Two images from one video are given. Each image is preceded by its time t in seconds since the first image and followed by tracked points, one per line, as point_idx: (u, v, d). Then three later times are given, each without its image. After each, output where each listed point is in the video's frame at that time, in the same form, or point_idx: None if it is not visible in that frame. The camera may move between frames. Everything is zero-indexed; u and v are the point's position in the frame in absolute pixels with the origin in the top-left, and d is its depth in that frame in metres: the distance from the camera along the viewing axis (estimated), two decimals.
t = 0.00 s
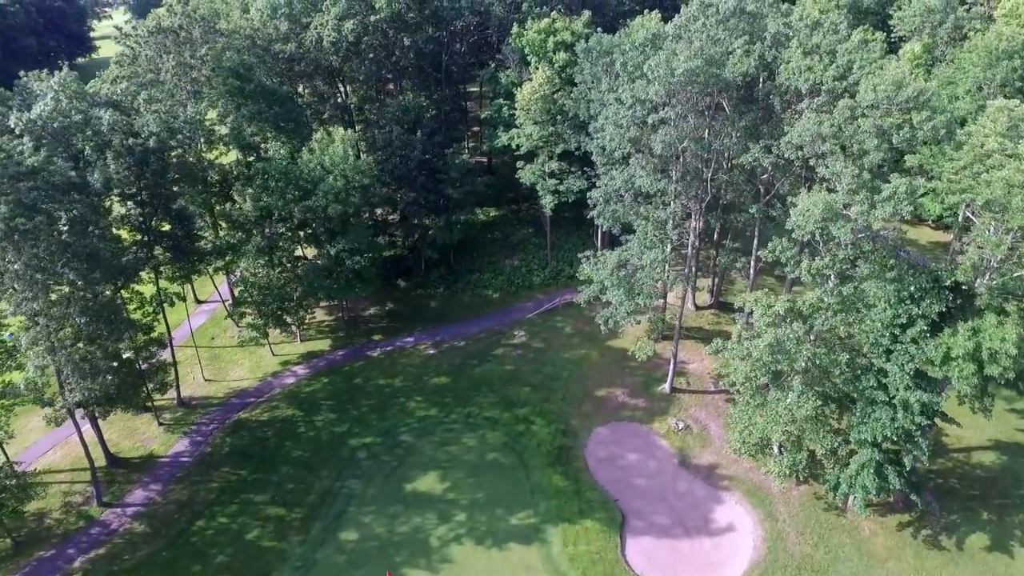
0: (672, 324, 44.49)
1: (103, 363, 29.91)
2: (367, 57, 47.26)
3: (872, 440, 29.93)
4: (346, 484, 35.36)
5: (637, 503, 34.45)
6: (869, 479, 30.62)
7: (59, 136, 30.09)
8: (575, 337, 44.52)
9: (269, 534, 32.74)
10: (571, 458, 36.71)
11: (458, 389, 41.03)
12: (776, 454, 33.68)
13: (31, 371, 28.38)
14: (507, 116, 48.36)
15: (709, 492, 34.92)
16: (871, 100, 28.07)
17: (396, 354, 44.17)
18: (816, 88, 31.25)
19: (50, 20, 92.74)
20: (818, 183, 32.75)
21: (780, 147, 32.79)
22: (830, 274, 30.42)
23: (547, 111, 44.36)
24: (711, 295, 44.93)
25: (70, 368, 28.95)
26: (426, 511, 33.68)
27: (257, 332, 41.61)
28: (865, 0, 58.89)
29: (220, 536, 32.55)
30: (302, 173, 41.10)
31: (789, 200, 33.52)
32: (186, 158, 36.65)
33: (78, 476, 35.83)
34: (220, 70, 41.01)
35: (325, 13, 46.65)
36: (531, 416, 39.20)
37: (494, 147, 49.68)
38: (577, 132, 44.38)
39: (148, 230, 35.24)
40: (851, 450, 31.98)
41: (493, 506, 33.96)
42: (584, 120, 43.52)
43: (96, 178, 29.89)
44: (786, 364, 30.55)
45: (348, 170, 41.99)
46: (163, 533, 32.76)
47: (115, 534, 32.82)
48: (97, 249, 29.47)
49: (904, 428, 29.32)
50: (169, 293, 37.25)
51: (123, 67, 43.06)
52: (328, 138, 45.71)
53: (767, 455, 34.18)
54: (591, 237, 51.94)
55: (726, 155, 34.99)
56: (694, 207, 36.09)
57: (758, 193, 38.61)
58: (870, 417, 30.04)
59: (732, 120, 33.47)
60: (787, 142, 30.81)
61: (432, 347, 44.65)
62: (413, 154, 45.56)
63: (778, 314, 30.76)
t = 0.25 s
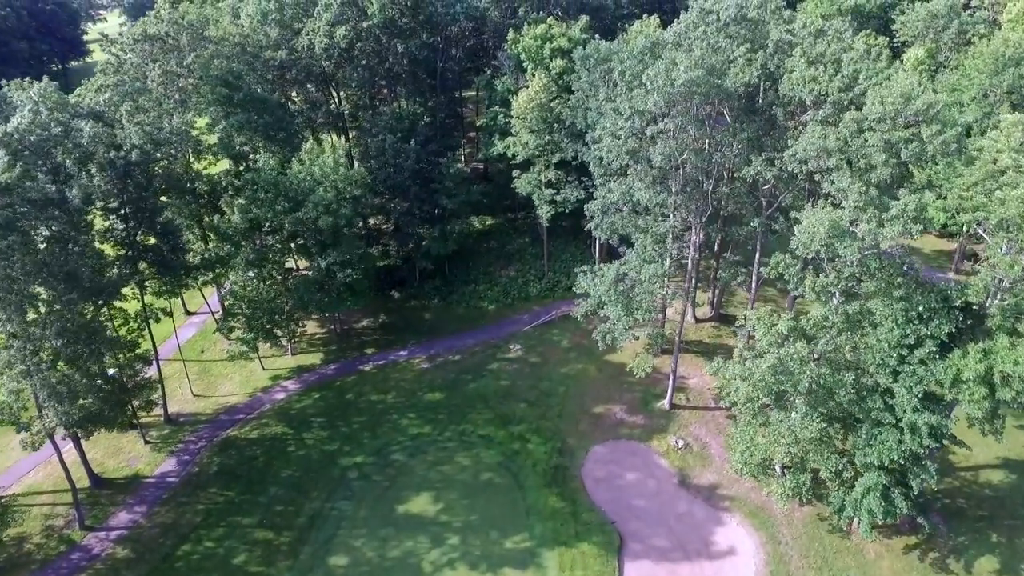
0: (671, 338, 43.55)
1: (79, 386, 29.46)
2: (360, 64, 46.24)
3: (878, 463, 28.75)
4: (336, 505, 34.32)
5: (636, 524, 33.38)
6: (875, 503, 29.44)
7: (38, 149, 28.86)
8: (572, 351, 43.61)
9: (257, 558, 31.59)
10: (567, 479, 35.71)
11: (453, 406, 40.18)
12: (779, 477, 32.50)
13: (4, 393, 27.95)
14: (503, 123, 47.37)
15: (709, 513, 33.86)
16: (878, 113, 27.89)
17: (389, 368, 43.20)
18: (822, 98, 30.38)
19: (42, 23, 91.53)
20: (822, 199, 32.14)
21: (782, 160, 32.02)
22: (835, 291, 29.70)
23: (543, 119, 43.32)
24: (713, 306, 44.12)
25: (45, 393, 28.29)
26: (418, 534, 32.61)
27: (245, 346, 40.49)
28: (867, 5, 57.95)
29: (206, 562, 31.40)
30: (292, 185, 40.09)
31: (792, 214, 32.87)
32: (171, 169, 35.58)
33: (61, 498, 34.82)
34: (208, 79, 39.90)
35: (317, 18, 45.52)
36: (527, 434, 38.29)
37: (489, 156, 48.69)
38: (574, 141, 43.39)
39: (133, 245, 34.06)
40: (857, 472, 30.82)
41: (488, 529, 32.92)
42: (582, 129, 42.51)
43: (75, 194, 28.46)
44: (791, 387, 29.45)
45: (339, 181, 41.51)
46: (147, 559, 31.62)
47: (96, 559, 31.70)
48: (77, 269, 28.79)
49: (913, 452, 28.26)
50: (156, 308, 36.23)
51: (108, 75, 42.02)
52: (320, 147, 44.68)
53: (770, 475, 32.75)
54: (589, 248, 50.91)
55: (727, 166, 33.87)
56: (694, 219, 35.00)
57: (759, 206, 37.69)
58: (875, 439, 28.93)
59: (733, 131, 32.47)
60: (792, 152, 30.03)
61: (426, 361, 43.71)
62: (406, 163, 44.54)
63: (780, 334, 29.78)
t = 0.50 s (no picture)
0: (670, 344, 43.14)
1: (66, 399, 28.81)
2: (355, 67, 45.77)
3: (880, 474, 28.05)
4: (331, 516, 33.81)
5: (634, 534, 32.91)
6: (878, 514, 28.81)
7: (25, 157, 28.59)
8: (570, 357, 43.16)
9: (250, 570, 31.08)
10: (565, 488, 35.24)
11: (449, 414, 39.72)
12: (780, 486, 31.98)
13: None
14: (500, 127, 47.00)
15: (709, 522, 33.39)
16: (881, 119, 27.46)
17: (385, 375, 42.76)
18: (822, 103, 29.97)
19: (38, 24, 90.91)
20: (823, 205, 31.83)
21: (783, 166, 31.62)
22: (836, 299, 29.60)
23: (541, 123, 42.87)
24: (712, 314, 43.81)
25: (33, 404, 27.81)
26: (413, 545, 32.10)
27: (238, 353, 39.96)
28: (866, 6, 57.60)
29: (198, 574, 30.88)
30: (286, 190, 39.61)
31: (793, 221, 32.56)
32: (163, 175, 35.05)
33: (51, 508, 34.35)
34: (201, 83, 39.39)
35: (312, 21, 45.07)
36: (524, 442, 37.83)
37: (487, 160, 48.28)
38: (572, 145, 42.97)
39: (123, 252, 33.66)
40: (858, 482, 30.22)
41: (484, 539, 32.43)
42: (579, 133, 42.07)
43: (63, 201, 28.11)
44: (792, 396, 28.89)
45: (334, 186, 40.99)
46: (138, 570, 31.11)
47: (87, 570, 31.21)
48: (66, 278, 28.51)
49: (916, 462, 27.82)
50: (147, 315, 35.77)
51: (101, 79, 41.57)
52: (315, 152, 44.21)
53: (771, 485, 32.22)
54: (586, 252, 50.55)
55: (726, 171, 33.47)
56: (693, 225, 34.61)
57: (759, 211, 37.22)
58: (877, 449, 28.18)
59: (732, 136, 31.93)
60: (792, 158, 29.57)
61: (422, 367, 43.25)
62: (402, 168, 44.08)
63: (781, 342, 29.36)
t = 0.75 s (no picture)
0: (670, 345, 42.96)
1: (61, 399, 28.80)
2: (354, 66, 45.55)
3: (881, 475, 27.93)
4: (329, 517, 33.61)
5: (634, 535, 32.68)
6: (879, 516, 28.54)
7: (18, 157, 28.27)
8: (569, 358, 42.94)
9: (247, 572, 30.87)
10: (565, 489, 35.02)
11: (448, 415, 39.50)
12: (780, 487, 31.84)
13: None
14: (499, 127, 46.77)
15: (709, 523, 33.17)
16: (883, 118, 27.35)
17: (384, 375, 42.56)
18: (823, 102, 29.81)
19: (36, 24, 90.76)
20: (824, 204, 31.64)
21: (784, 165, 31.42)
22: (837, 300, 29.34)
23: (540, 122, 42.63)
24: (712, 313, 43.63)
25: (28, 405, 27.44)
26: (412, 546, 31.88)
27: (236, 353, 39.74)
28: (867, 5, 57.39)
29: None
30: (284, 190, 39.41)
31: (794, 221, 32.37)
32: (161, 174, 34.83)
33: (47, 509, 34.12)
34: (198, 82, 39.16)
35: (310, 20, 44.84)
36: (524, 443, 37.63)
37: (485, 159, 48.04)
38: (571, 144, 42.76)
39: (120, 251, 33.41)
40: (859, 483, 30.08)
41: (483, 540, 32.23)
42: (579, 133, 41.89)
43: (59, 201, 27.85)
44: (792, 397, 28.70)
45: (332, 186, 40.75)
46: (135, 572, 30.90)
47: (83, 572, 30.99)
48: (60, 278, 28.23)
49: (918, 463, 27.66)
50: (144, 315, 35.56)
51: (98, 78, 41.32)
52: (313, 151, 43.96)
53: (772, 486, 32.06)
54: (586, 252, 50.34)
55: (727, 170, 33.25)
56: (694, 225, 34.38)
57: (760, 211, 37.00)
58: (878, 450, 28.08)
59: (733, 136, 31.69)
60: (793, 157, 29.41)
61: (421, 367, 43.04)
62: (401, 167, 43.88)
63: (782, 343, 29.17)
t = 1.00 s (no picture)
0: (671, 343, 42.92)
1: (64, 394, 29.03)
2: (355, 65, 45.53)
3: (883, 473, 27.90)
4: (329, 514, 33.61)
5: (635, 534, 32.63)
6: (881, 514, 28.44)
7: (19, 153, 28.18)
8: (570, 356, 42.90)
9: (247, 569, 30.88)
10: (565, 487, 35.00)
11: (449, 413, 39.50)
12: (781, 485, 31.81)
13: None
14: (501, 126, 46.77)
15: (710, 522, 33.12)
16: (884, 115, 27.31)
17: (385, 373, 42.55)
18: (825, 100, 29.75)
19: (38, 24, 91.07)
20: (825, 202, 31.59)
21: (785, 163, 31.37)
22: (839, 298, 29.32)
23: (541, 121, 42.58)
24: (713, 312, 43.60)
25: (29, 401, 27.62)
26: (412, 544, 31.87)
27: (238, 351, 39.74)
28: (870, 4, 57.24)
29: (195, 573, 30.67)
30: (285, 187, 39.40)
31: (795, 219, 32.32)
32: (162, 172, 34.91)
33: (48, 506, 34.16)
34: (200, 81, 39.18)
35: (311, 19, 44.83)
36: (524, 441, 37.61)
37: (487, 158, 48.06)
38: (573, 143, 42.70)
39: (122, 249, 33.41)
40: (861, 482, 30.03)
41: (484, 538, 32.21)
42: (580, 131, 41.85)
43: (60, 198, 27.83)
44: (794, 396, 28.63)
45: (334, 184, 40.71)
46: (135, 569, 30.92)
47: (83, 569, 31.01)
48: (62, 275, 28.30)
49: (919, 462, 27.59)
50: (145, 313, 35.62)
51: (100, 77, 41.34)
52: (314, 149, 43.98)
53: (773, 484, 32.03)
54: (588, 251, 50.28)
55: (728, 169, 33.19)
56: (695, 223, 34.29)
57: (761, 210, 37.02)
58: (880, 448, 28.04)
59: (734, 134, 31.61)
60: (795, 155, 29.42)
61: (422, 366, 43.02)
62: (402, 166, 43.86)
63: (784, 341, 29.16)
